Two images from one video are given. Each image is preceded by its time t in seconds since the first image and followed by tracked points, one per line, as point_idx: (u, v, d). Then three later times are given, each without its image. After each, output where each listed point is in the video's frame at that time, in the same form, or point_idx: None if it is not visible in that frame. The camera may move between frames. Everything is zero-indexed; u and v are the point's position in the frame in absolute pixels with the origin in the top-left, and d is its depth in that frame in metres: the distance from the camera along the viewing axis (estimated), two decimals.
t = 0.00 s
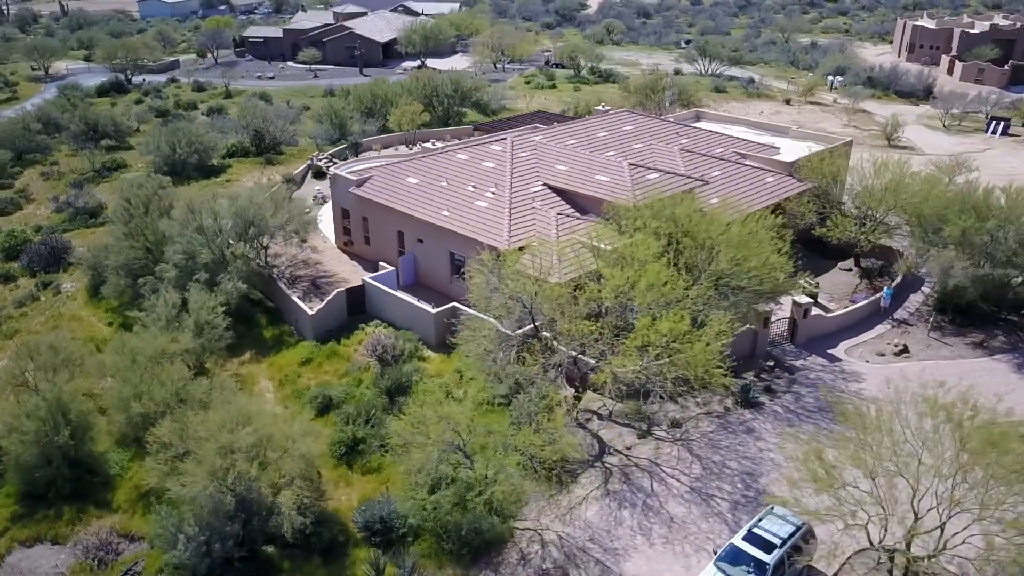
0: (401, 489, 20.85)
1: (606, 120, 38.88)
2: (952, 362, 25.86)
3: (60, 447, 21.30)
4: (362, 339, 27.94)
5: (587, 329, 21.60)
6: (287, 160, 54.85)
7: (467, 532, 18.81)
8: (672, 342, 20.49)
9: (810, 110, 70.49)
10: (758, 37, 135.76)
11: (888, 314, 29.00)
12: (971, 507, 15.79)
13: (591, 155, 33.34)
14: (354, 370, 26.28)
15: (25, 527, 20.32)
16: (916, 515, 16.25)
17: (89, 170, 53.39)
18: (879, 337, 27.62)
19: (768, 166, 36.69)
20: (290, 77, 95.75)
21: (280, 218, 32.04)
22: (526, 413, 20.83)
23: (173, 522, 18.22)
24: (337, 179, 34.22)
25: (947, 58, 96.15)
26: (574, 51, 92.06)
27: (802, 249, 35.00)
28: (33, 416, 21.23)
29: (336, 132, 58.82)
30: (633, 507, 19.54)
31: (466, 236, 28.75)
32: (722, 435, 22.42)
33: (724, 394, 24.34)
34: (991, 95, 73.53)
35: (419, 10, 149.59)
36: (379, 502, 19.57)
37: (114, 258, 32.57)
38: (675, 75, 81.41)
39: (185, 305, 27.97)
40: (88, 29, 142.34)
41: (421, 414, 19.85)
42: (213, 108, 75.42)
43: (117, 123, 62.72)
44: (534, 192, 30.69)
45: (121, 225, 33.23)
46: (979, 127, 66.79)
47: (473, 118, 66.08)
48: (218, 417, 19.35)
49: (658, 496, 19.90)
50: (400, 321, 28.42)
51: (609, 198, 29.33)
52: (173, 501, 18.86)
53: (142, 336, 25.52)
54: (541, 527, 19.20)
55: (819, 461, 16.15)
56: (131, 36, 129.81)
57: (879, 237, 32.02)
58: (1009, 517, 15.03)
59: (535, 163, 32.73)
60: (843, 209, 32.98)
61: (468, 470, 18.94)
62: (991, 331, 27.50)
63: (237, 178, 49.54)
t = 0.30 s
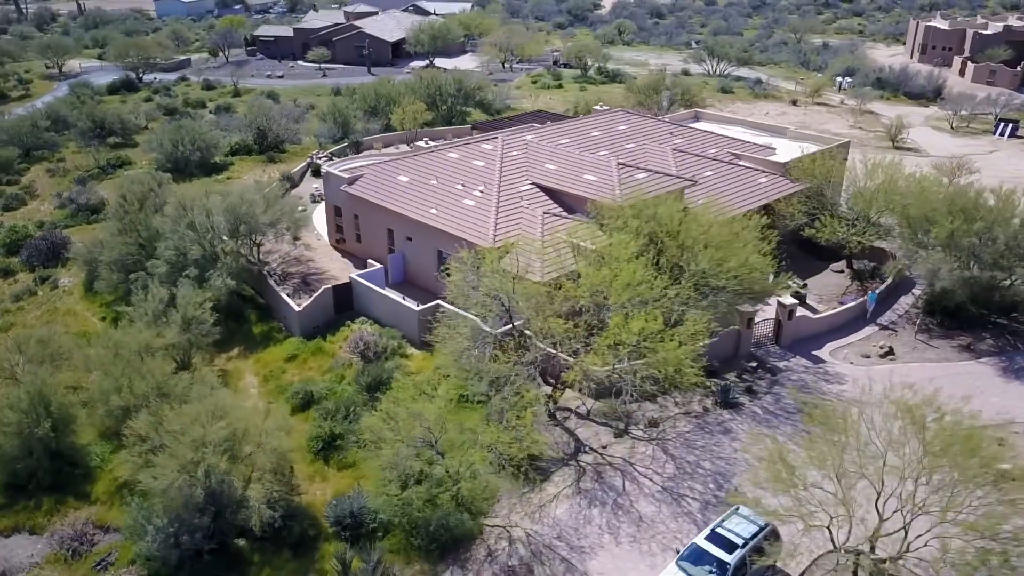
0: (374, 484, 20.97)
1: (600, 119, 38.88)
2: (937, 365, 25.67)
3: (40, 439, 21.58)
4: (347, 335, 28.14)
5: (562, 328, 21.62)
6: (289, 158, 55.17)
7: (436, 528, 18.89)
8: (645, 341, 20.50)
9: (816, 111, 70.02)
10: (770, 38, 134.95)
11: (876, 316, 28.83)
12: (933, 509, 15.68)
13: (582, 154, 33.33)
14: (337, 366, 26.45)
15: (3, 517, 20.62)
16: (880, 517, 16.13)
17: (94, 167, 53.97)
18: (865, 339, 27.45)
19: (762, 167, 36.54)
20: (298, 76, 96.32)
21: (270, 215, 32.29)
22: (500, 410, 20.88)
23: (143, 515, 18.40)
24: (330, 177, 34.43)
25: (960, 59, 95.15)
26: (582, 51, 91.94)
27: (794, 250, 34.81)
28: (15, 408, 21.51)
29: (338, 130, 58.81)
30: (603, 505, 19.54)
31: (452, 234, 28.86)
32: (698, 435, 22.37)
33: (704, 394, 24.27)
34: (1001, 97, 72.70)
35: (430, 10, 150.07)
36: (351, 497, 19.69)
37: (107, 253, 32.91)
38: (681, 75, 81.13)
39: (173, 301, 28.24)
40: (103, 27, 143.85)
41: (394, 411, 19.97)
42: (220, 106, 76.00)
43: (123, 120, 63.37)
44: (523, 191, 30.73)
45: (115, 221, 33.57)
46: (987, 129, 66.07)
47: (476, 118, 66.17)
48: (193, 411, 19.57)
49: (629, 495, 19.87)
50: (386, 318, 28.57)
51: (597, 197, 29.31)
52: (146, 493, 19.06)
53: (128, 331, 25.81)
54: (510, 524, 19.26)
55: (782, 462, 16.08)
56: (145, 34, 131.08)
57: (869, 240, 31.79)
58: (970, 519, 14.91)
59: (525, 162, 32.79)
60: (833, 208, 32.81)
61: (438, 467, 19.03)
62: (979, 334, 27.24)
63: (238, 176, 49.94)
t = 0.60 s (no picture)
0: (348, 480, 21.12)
1: (594, 119, 38.88)
2: (922, 368, 25.50)
3: (21, 430, 21.89)
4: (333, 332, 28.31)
5: (536, 326, 21.67)
6: (291, 156, 55.50)
7: (405, 524, 19.02)
8: (616, 340, 20.58)
9: (822, 112, 69.50)
10: (782, 39, 134.06)
11: (864, 318, 28.64)
12: (895, 511, 15.58)
13: (571, 154, 33.34)
14: (320, 362, 26.63)
15: None
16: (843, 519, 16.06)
17: (99, 164, 54.59)
18: (851, 340, 27.28)
19: (756, 167, 36.37)
20: (307, 75, 96.83)
21: (261, 212, 32.55)
22: (474, 408, 20.96)
23: (116, 506, 18.65)
24: (322, 175, 34.65)
25: (972, 61, 94.04)
26: (589, 51, 91.81)
27: (787, 253, 34.66)
28: None
29: (341, 129, 58.87)
30: (573, 504, 19.57)
31: (438, 232, 28.99)
32: (675, 435, 22.33)
33: (684, 394, 24.24)
34: (1012, 98, 71.80)
35: (442, 9, 150.20)
36: (322, 492, 19.84)
37: (101, 248, 33.29)
38: (688, 76, 80.84)
39: (161, 296, 28.53)
40: (119, 27, 145.33)
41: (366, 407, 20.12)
42: (227, 104, 76.59)
43: (130, 118, 64.04)
44: (510, 190, 30.81)
45: (110, 217, 33.94)
46: (996, 131, 65.28)
47: (480, 117, 66.25)
48: (167, 404, 19.80)
49: (599, 494, 19.88)
50: (372, 316, 28.71)
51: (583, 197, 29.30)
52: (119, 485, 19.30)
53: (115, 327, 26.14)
54: (479, 521, 19.34)
55: (745, 462, 16.03)
56: (159, 33, 132.32)
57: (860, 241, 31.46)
58: (929, 522, 14.80)
59: (515, 161, 32.84)
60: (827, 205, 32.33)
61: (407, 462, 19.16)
62: (966, 338, 27.02)
63: (239, 173, 50.30)
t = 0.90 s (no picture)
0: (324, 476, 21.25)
1: (591, 119, 38.83)
2: (907, 371, 25.30)
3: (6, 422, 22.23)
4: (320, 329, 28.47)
5: (513, 325, 21.68)
6: (294, 154, 55.91)
7: (375, 520, 19.14)
8: (589, 340, 20.56)
9: (830, 113, 69.00)
10: (796, 40, 133.20)
11: (853, 321, 28.41)
12: (858, 514, 15.50)
13: (563, 154, 33.31)
14: (306, 359, 26.80)
15: None
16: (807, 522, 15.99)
17: (106, 161, 55.27)
18: (838, 343, 27.09)
19: (752, 168, 36.16)
20: (318, 74, 97.42)
21: (254, 209, 32.81)
22: (448, 405, 20.99)
23: (91, 497, 18.89)
24: (317, 173, 34.87)
25: (987, 62, 92.96)
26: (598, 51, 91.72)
27: (782, 255, 34.42)
28: None
29: (346, 127, 59.09)
30: (544, 502, 19.59)
31: (426, 231, 29.07)
32: (652, 435, 22.29)
33: (665, 395, 24.21)
34: None
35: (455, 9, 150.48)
36: (296, 487, 19.98)
37: (98, 244, 33.69)
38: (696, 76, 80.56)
39: (152, 291, 28.82)
40: (137, 25, 146.93)
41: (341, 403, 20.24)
42: (237, 102, 77.26)
43: (139, 116, 64.77)
44: (500, 190, 30.84)
45: (107, 213, 34.33)
46: (1006, 133, 64.49)
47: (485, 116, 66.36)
48: (144, 398, 20.03)
49: (572, 494, 19.88)
50: (359, 313, 28.84)
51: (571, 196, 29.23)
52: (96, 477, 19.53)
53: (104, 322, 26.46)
54: (450, 518, 19.41)
55: (707, 462, 16.01)
56: (175, 32, 133.65)
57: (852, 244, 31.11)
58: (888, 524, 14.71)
59: (506, 161, 32.87)
60: (820, 205, 31.90)
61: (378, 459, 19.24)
62: (955, 341, 26.78)
63: (242, 171, 50.76)
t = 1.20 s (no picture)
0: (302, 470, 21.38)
1: (587, 119, 38.80)
2: (894, 375, 25.09)
3: None
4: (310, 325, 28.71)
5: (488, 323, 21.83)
6: (300, 153, 56.36)
7: (348, 515, 19.26)
8: (565, 340, 20.71)
9: (840, 115, 68.44)
10: (812, 41, 132.17)
11: (843, 324, 28.22)
12: (822, 516, 15.44)
13: (557, 153, 33.30)
14: (294, 355, 27.05)
15: None
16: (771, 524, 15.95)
17: (115, 158, 56.00)
18: (827, 346, 26.91)
19: (748, 169, 35.94)
20: (330, 73, 98.03)
21: (251, 207, 33.11)
22: (426, 402, 21.09)
23: (70, 489, 19.15)
24: (313, 171, 35.16)
25: (1004, 64, 91.73)
26: (610, 52, 91.59)
27: (777, 256, 34.21)
28: None
29: (352, 126, 59.43)
30: (517, 501, 19.63)
31: (416, 229, 29.18)
32: (631, 435, 22.31)
33: (648, 395, 24.20)
34: None
35: (470, 8, 150.69)
36: (272, 481, 20.15)
37: (97, 239, 34.16)
38: (707, 78, 80.25)
39: (146, 287, 29.20)
40: (156, 23, 148.49)
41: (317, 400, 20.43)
42: (248, 100, 77.93)
43: (150, 114, 65.55)
44: (492, 189, 30.90)
45: (107, 209, 34.80)
46: (1020, 136, 63.65)
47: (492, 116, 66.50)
48: (125, 392, 20.28)
49: (545, 492, 19.90)
50: (349, 310, 29.04)
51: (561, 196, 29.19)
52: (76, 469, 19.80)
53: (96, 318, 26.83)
54: (423, 515, 19.51)
55: (671, 462, 16.04)
56: (192, 31, 134.98)
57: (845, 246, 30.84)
58: (848, 526, 14.66)
59: (500, 160, 32.94)
60: (815, 206, 31.64)
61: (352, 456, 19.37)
62: (945, 345, 26.53)
63: (247, 168, 51.24)
